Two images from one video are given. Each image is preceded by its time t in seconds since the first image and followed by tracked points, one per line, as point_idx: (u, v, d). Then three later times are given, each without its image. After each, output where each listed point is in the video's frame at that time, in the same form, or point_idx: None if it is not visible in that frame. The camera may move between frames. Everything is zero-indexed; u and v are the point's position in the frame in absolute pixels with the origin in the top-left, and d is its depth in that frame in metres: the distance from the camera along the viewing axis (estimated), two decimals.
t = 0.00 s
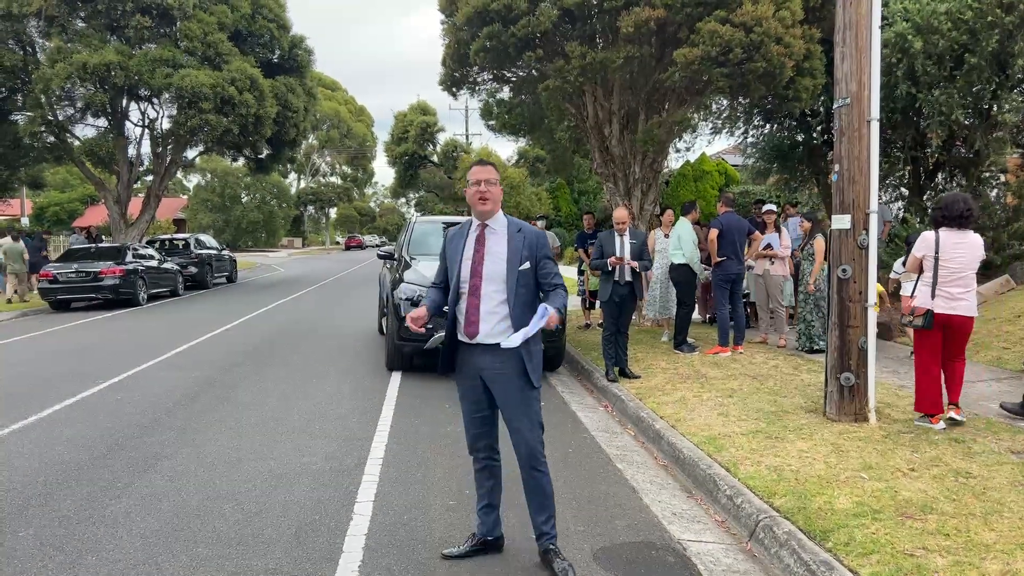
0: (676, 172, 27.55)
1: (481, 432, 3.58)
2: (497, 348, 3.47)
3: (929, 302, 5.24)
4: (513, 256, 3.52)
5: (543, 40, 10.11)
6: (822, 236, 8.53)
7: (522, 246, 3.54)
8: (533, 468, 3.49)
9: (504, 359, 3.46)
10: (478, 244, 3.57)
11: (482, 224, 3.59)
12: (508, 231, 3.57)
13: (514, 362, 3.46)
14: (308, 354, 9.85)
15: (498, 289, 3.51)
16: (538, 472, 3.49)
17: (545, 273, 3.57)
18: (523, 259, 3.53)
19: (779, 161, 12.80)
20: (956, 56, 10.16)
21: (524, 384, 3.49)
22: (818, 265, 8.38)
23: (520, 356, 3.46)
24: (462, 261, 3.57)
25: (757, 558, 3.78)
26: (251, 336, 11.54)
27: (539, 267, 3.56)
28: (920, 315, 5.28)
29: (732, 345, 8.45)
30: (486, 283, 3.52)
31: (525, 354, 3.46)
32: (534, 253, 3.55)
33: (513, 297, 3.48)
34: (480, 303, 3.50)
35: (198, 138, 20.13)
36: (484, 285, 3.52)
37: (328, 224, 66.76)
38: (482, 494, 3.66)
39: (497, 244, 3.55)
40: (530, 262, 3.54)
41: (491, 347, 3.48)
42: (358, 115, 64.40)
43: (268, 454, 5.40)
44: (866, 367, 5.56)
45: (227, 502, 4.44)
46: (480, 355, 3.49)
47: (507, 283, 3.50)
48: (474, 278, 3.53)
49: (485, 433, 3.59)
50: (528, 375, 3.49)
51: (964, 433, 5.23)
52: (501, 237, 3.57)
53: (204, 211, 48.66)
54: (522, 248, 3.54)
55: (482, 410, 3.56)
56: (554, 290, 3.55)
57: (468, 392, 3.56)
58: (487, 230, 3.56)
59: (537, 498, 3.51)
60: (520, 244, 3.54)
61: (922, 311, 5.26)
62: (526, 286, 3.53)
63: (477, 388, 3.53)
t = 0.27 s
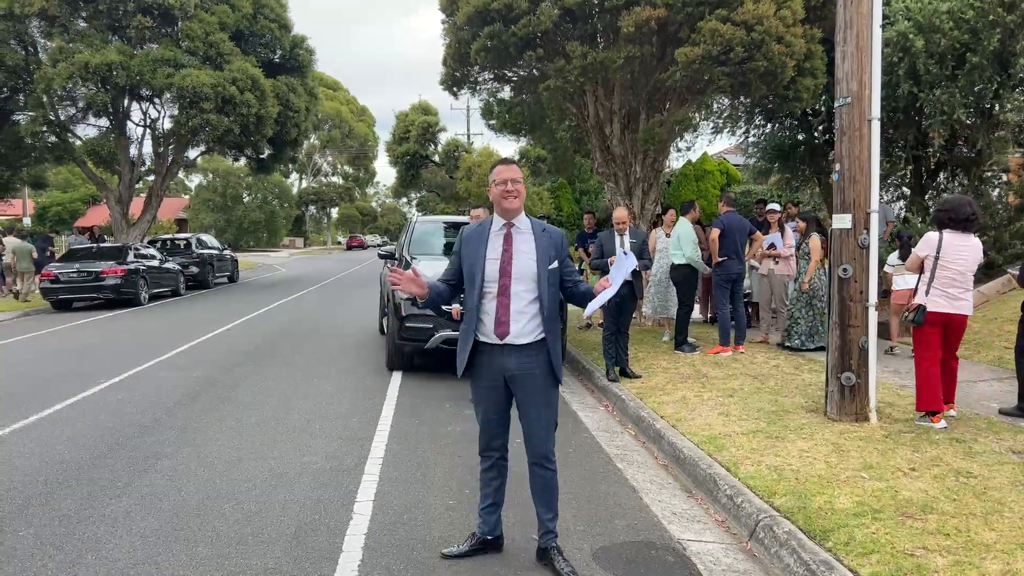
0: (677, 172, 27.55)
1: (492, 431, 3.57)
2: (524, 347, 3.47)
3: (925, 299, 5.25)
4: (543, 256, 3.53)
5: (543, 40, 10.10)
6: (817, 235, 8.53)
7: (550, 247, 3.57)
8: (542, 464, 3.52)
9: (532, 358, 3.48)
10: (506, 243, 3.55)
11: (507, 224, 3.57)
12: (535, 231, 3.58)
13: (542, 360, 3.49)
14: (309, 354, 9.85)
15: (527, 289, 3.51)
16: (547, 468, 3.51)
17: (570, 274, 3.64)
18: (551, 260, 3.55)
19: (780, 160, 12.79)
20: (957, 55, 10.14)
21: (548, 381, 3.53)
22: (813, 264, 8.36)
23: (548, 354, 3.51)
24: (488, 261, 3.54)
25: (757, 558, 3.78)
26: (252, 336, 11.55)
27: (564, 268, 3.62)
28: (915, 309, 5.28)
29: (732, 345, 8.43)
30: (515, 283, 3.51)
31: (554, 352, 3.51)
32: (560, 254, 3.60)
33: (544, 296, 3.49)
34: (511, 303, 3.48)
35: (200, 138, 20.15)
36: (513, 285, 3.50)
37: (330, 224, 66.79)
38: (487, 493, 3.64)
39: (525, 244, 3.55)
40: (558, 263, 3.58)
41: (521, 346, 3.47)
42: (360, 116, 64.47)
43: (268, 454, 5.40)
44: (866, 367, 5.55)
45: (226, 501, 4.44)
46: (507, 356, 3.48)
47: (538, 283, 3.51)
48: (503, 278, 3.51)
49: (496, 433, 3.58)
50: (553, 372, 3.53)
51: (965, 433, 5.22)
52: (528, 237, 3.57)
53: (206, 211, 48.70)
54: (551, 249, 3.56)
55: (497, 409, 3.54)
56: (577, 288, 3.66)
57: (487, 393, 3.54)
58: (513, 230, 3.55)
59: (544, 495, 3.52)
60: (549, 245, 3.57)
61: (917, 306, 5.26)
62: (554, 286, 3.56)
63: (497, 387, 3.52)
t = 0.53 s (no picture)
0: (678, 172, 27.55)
1: (502, 434, 3.54)
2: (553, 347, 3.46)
3: (943, 298, 5.40)
4: (568, 255, 3.54)
5: (543, 40, 10.11)
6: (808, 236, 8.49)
7: (573, 248, 3.58)
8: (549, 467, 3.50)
9: (561, 357, 3.48)
10: (531, 244, 3.52)
11: (531, 225, 3.54)
12: (556, 231, 3.59)
13: (569, 358, 3.50)
14: (309, 354, 9.86)
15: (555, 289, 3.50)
16: (555, 472, 3.50)
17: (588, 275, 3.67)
18: (574, 260, 3.57)
19: (780, 160, 12.79)
20: (958, 55, 10.12)
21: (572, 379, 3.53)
22: (803, 265, 8.36)
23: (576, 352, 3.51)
24: (516, 262, 3.48)
25: (756, 558, 3.78)
26: (252, 336, 11.56)
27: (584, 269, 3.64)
28: (934, 310, 5.42)
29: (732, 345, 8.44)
30: (544, 284, 3.49)
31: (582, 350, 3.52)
32: (582, 255, 3.62)
33: (572, 295, 3.50)
34: (543, 303, 3.46)
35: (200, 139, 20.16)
36: (542, 286, 3.48)
37: (331, 224, 66.82)
38: (487, 495, 3.63)
39: (549, 244, 3.54)
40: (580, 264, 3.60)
41: (554, 347, 3.47)
42: (361, 116, 64.50)
43: (267, 454, 5.40)
44: (866, 367, 5.54)
45: (225, 501, 4.44)
46: (537, 357, 3.45)
47: (565, 283, 3.51)
48: (532, 279, 3.48)
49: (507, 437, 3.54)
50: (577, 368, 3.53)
51: (964, 434, 5.22)
52: (552, 238, 3.56)
53: (207, 211, 48.74)
54: (574, 250, 3.58)
55: (514, 412, 3.52)
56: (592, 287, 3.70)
57: (509, 396, 3.51)
58: (538, 230, 3.53)
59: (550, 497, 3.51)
60: (572, 246, 3.58)
61: (937, 306, 5.40)
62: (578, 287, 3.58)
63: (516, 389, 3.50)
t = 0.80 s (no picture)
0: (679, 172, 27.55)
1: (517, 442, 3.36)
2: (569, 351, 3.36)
3: (954, 295, 5.52)
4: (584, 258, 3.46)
5: (543, 40, 10.10)
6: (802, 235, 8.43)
7: (586, 250, 3.50)
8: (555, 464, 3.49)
9: (574, 360, 3.39)
10: (548, 245, 3.42)
11: (547, 225, 3.44)
12: (572, 233, 3.50)
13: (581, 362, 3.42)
14: (309, 353, 9.86)
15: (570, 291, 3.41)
16: (555, 472, 3.49)
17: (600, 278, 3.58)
18: (587, 264, 3.49)
19: (782, 160, 12.78)
20: (959, 54, 10.10)
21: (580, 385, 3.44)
22: (796, 265, 8.33)
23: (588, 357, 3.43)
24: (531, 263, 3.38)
25: (754, 558, 3.77)
26: (253, 335, 11.56)
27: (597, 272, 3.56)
28: (945, 307, 5.54)
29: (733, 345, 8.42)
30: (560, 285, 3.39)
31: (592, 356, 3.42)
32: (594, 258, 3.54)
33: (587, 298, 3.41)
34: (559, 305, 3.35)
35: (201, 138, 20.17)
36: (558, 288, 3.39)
37: (332, 223, 66.87)
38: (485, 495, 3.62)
39: (565, 246, 3.45)
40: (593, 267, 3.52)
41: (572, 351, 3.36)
42: (362, 116, 64.53)
43: (266, 453, 5.40)
44: (866, 366, 5.53)
45: (224, 500, 4.44)
46: (551, 358, 3.34)
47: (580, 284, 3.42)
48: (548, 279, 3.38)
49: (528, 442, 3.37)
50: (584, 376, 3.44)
51: (964, 433, 5.21)
52: (567, 240, 3.47)
53: (208, 211, 48.80)
54: (587, 252, 3.50)
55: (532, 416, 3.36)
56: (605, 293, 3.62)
57: (526, 400, 3.35)
58: (553, 231, 3.44)
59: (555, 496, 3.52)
60: (586, 249, 3.50)
61: (948, 303, 5.53)
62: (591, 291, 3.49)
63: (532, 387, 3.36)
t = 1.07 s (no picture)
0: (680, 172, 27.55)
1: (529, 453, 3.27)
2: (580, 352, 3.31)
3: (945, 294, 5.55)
4: (591, 259, 3.35)
5: (543, 40, 10.11)
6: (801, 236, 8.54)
7: (594, 252, 3.38)
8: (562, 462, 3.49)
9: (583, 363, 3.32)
10: (554, 247, 3.31)
11: (552, 226, 3.32)
12: (578, 233, 3.39)
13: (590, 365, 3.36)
14: (310, 354, 9.86)
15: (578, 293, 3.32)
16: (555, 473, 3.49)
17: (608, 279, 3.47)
18: (596, 265, 3.38)
19: (782, 160, 12.77)
20: (959, 55, 10.10)
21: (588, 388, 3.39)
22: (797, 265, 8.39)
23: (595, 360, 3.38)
24: (537, 267, 3.27)
25: (754, 558, 3.77)
26: (253, 335, 11.56)
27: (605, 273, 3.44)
28: (938, 306, 5.56)
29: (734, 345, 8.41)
30: (567, 287, 3.30)
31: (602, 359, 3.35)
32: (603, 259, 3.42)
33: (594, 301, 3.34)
34: (566, 309, 3.27)
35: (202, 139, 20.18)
36: (565, 292, 3.28)
37: (333, 224, 66.90)
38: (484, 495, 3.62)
39: (572, 247, 3.34)
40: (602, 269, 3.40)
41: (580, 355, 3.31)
42: (363, 116, 64.57)
43: (266, 453, 5.40)
44: (866, 367, 5.53)
45: (224, 500, 4.44)
46: (562, 362, 3.27)
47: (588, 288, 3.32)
48: (555, 282, 3.28)
49: (553, 448, 3.25)
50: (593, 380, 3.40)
51: (964, 433, 5.21)
52: (574, 242, 3.35)
53: (209, 211, 48.83)
54: (595, 254, 3.38)
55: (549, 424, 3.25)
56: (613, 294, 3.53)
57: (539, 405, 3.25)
58: (560, 232, 3.32)
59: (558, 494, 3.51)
60: (593, 250, 3.38)
61: (940, 302, 5.55)
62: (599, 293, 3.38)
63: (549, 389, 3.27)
